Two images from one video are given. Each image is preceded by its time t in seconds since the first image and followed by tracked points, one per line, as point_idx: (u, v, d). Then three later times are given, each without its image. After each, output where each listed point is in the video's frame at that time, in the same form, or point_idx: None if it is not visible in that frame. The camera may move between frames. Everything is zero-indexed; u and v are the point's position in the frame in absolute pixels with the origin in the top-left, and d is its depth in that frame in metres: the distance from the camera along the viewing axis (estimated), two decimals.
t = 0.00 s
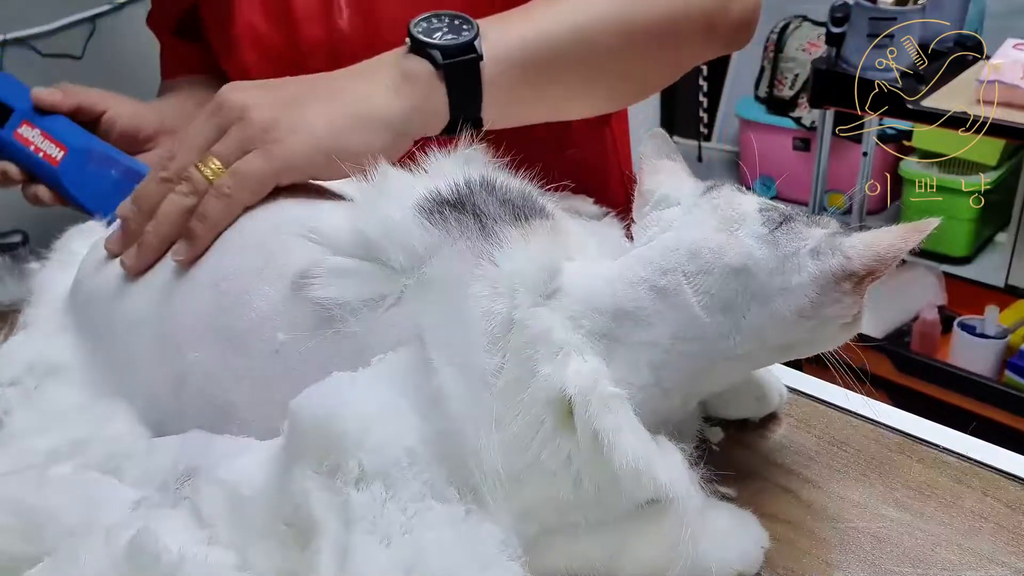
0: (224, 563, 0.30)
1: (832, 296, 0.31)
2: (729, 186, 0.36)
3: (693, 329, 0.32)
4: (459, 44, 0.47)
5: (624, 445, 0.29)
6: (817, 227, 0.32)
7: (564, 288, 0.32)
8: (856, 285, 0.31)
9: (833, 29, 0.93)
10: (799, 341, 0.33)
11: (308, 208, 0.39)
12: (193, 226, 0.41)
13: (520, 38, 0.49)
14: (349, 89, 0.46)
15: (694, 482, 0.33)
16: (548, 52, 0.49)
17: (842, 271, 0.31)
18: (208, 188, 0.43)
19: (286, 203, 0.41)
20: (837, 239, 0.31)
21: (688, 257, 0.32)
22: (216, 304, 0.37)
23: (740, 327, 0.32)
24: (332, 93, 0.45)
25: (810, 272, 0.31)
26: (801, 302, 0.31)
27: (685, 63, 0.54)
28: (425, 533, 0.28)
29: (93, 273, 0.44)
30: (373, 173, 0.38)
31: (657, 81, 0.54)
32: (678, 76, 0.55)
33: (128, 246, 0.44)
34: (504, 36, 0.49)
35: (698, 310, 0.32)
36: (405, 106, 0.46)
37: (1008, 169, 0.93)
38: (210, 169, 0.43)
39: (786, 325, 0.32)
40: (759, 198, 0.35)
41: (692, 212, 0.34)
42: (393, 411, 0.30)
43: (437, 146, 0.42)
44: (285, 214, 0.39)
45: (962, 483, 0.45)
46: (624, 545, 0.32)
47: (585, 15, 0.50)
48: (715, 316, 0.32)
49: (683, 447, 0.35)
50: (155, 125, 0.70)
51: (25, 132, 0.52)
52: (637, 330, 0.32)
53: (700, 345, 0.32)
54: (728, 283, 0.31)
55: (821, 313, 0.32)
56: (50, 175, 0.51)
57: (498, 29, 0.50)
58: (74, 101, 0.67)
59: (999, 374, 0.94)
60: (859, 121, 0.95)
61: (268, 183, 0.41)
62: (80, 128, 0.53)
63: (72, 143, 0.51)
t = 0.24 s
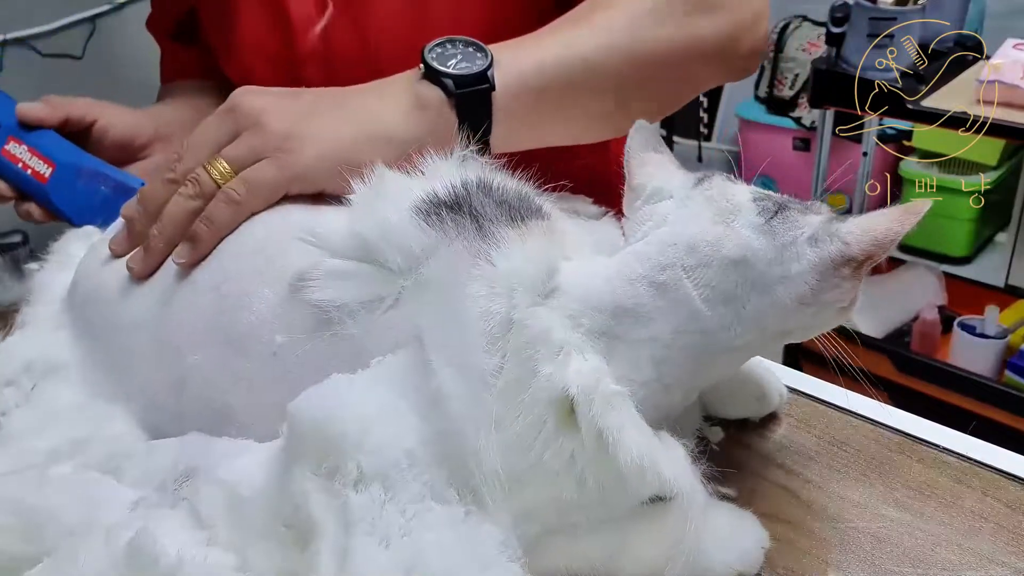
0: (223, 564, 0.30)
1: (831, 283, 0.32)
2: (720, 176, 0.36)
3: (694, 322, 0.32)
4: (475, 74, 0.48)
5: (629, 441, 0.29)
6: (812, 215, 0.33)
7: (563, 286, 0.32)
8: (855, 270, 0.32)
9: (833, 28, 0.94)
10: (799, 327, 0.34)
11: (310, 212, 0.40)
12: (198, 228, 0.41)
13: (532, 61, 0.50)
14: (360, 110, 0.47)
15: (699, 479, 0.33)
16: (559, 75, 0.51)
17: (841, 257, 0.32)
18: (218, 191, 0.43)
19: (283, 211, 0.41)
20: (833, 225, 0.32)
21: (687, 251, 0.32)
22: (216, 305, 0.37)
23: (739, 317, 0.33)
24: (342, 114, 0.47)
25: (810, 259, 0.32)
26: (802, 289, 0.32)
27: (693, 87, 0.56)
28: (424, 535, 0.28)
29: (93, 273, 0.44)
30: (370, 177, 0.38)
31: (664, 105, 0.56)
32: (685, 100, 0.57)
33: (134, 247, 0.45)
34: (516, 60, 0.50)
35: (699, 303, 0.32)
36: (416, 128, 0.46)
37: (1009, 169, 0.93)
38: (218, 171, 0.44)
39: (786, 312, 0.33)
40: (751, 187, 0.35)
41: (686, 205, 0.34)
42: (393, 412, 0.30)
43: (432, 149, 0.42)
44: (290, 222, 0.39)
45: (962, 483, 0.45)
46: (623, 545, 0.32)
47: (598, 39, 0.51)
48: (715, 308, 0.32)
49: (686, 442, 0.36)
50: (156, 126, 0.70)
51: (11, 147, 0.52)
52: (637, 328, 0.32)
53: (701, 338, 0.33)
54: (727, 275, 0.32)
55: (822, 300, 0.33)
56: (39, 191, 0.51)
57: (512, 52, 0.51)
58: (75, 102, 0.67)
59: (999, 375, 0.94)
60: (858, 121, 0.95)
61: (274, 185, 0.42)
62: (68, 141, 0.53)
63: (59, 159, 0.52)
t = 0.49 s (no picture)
0: (222, 565, 0.30)
1: (829, 276, 0.33)
2: (712, 173, 0.36)
3: (695, 319, 0.32)
4: (473, 85, 0.48)
5: (632, 436, 0.29)
6: (808, 208, 0.34)
7: (562, 286, 0.32)
8: (851, 263, 0.33)
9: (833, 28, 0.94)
10: (796, 322, 0.34)
11: (310, 212, 0.40)
12: (194, 233, 0.41)
13: (533, 72, 0.50)
14: (360, 117, 0.47)
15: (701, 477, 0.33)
16: (560, 85, 0.51)
17: (837, 250, 0.32)
18: (214, 195, 0.44)
19: (275, 211, 0.41)
20: (829, 219, 0.33)
21: (687, 248, 0.32)
22: (216, 305, 0.37)
23: (739, 313, 0.33)
24: (341, 122, 0.47)
25: (807, 253, 0.32)
26: (801, 283, 0.32)
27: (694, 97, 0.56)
28: (424, 535, 0.28)
29: (92, 273, 0.44)
30: (368, 179, 0.38)
31: (665, 114, 0.56)
32: (686, 110, 0.57)
33: (132, 251, 0.45)
34: (517, 70, 0.50)
35: (699, 300, 0.32)
36: (415, 135, 0.47)
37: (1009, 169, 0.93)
38: (214, 175, 0.45)
39: (784, 307, 0.33)
40: (744, 182, 0.35)
41: (682, 203, 0.34)
42: (393, 412, 0.30)
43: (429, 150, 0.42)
44: (282, 223, 0.39)
45: (962, 483, 0.45)
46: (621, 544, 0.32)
47: (599, 49, 0.51)
48: (716, 304, 0.32)
49: (687, 439, 0.35)
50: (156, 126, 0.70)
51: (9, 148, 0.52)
52: (638, 326, 0.32)
53: (701, 334, 0.33)
54: (727, 271, 0.32)
55: (819, 293, 0.33)
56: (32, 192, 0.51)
57: (512, 63, 0.51)
58: (75, 103, 0.67)
59: (999, 374, 0.94)
60: (859, 122, 0.95)
61: (276, 187, 0.42)
62: (67, 145, 0.53)
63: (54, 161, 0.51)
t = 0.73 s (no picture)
0: (222, 566, 0.29)
1: (827, 270, 0.33)
2: (705, 168, 0.36)
3: (698, 316, 0.32)
4: (472, 87, 0.48)
5: (636, 433, 0.29)
6: (802, 203, 0.34)
7: (562, 286, 0.32)
8: (847, 257, 0.33)
9: (833, 28, 0.94)
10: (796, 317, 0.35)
11: (309, 212, 0.40)
12: (194, 234, 0.41)
13: (533, 77, 0.51)
14: (359, 121, 0.47)
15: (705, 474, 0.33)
16: (560, 89, 0.51)
17: (836, 245, 0.33)
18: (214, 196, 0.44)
19: (273, 211, 0.41)
20: (826, 213, 0.33)
21: (689, 246, 0.32)
22: (216, 305, 0.37)
23: (742, 308, 0.33)
24: (340, 125, 0.47)
25: (806, 247, 0.33)
26: (800, 278, 0.33)
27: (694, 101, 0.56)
28: (424, 535, 0.28)
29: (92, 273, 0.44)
30: (365, 180, 0.38)
31: (665, 119, 0.56)
32: (686, 115, 0.57)
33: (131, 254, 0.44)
34: (517, 76, 0.51)
35: (702, 297, 0.32)
36: (415, 137, 0.47)
37: (1009, 169, 0.92)
38: (214, 176, 0.45)
39: (784, 301, 0.33)
40: (740, 179, 0.36)
41: (679, 201, 0.34)
42: (393, 412, 0.30)
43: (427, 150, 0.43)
44: (280, 224, 0.39)
45: (962, 483, 0.45)
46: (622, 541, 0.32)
47: (598, 52, 0.51)
48: (718, 300, 0.33)
49: (688, 436, 0.35)
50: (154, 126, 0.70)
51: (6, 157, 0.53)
52: (640, 325, 0.32)
53: (704, 331, 0.33)
54: (729, 268, 0.32)
55: (818, 286, 0.34)
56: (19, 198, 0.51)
57: (512, 68, 0.51)
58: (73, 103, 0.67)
59: (999, 374, 0.94)
60: (859, 122, 0.95)
61: (277, 187, 0.42)
62: (58, 152, 0.53)
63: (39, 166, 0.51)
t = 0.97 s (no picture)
0: (221, 566, 0.29)
1: (822, 268, 0.34)
2: (699, 168, 0.36)
3: (697, 315, 0.33)
4: (471, 89, 0.48)
5: (637, 431, 0.29)
6: (797, 201, 0.34)
7: (559, 286, 0.32)
8: (844, 255, 0.34)
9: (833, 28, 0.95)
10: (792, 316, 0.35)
11: (306, 212, 0.40)
12: (193, 233, 0.41)
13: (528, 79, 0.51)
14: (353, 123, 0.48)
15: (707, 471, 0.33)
16: (555, 92, 0.51)
17: (832, 243, 0.33)
18: (212, 196, 0.43)
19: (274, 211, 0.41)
20: (822, 211, 0.34)
21: (687, 245, 0.33)
22: (215, 305, 0.37)
23: (740, 307, 0.33)
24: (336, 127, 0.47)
25: (803, 246, 0.33)
26: (796, 276, 0.33)
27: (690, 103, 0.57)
28: (424, 536, 0.28)
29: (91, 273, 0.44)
30: (362, 182, 0.38)
31: (662, 121, 0.56)
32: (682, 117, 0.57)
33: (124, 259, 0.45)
34: (511, 79, 0.51)
35: (702, 297, 0.32)
36: (413, 139, 0.47)
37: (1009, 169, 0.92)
38: (210, 177, 0.44)
39: (781, 299, 0.34)
40: (735, 178, 0.36)
41: (676, 200, 0.34)
42: (392, 412, 0.30)
43: (424, 151, 0.43)
44: (279, 224, 0.39)
45: (961, 483, 0.45)
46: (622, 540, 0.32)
47: (594, 56, 0.52)
48: (717, 299, 0.33)
49: (687, 433, 0.35)
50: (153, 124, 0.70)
51: None
52: (639, 325, 0.32)
53: (703, 329, 0.33)
54: (727, 266, 0.32)
55: (814, 284, 0.34)
56: None
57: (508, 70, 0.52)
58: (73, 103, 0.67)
59: (999, 374, 0.94)
60: (858, 121, 0.95)
61: (276, 190, 0.42)
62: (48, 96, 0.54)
63: (31, 103, 0.51)
